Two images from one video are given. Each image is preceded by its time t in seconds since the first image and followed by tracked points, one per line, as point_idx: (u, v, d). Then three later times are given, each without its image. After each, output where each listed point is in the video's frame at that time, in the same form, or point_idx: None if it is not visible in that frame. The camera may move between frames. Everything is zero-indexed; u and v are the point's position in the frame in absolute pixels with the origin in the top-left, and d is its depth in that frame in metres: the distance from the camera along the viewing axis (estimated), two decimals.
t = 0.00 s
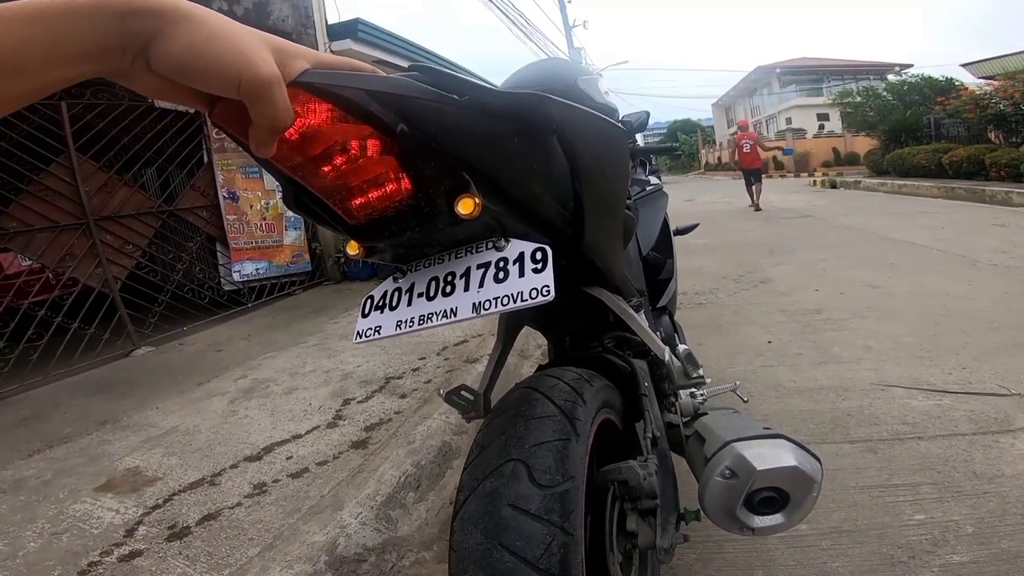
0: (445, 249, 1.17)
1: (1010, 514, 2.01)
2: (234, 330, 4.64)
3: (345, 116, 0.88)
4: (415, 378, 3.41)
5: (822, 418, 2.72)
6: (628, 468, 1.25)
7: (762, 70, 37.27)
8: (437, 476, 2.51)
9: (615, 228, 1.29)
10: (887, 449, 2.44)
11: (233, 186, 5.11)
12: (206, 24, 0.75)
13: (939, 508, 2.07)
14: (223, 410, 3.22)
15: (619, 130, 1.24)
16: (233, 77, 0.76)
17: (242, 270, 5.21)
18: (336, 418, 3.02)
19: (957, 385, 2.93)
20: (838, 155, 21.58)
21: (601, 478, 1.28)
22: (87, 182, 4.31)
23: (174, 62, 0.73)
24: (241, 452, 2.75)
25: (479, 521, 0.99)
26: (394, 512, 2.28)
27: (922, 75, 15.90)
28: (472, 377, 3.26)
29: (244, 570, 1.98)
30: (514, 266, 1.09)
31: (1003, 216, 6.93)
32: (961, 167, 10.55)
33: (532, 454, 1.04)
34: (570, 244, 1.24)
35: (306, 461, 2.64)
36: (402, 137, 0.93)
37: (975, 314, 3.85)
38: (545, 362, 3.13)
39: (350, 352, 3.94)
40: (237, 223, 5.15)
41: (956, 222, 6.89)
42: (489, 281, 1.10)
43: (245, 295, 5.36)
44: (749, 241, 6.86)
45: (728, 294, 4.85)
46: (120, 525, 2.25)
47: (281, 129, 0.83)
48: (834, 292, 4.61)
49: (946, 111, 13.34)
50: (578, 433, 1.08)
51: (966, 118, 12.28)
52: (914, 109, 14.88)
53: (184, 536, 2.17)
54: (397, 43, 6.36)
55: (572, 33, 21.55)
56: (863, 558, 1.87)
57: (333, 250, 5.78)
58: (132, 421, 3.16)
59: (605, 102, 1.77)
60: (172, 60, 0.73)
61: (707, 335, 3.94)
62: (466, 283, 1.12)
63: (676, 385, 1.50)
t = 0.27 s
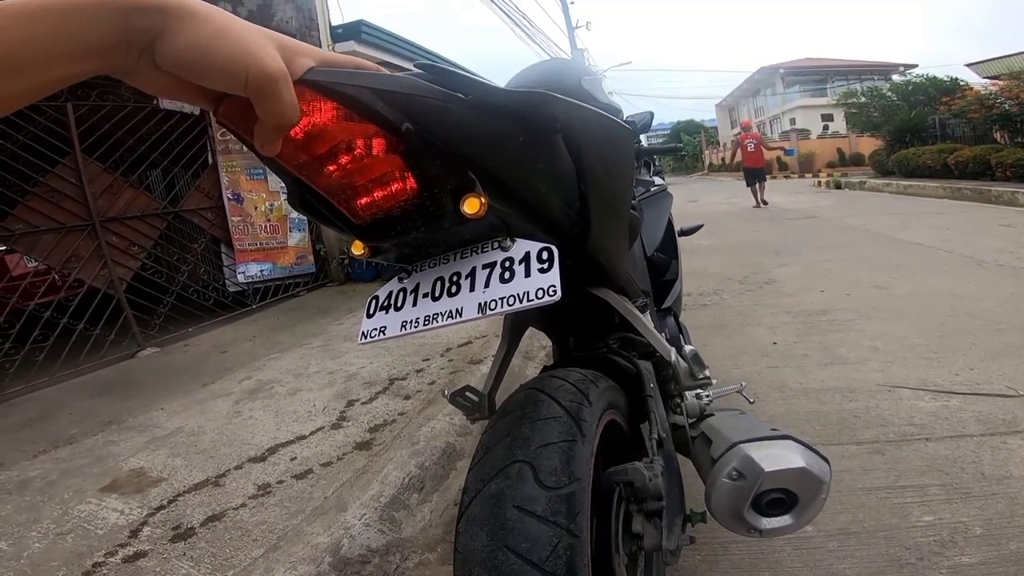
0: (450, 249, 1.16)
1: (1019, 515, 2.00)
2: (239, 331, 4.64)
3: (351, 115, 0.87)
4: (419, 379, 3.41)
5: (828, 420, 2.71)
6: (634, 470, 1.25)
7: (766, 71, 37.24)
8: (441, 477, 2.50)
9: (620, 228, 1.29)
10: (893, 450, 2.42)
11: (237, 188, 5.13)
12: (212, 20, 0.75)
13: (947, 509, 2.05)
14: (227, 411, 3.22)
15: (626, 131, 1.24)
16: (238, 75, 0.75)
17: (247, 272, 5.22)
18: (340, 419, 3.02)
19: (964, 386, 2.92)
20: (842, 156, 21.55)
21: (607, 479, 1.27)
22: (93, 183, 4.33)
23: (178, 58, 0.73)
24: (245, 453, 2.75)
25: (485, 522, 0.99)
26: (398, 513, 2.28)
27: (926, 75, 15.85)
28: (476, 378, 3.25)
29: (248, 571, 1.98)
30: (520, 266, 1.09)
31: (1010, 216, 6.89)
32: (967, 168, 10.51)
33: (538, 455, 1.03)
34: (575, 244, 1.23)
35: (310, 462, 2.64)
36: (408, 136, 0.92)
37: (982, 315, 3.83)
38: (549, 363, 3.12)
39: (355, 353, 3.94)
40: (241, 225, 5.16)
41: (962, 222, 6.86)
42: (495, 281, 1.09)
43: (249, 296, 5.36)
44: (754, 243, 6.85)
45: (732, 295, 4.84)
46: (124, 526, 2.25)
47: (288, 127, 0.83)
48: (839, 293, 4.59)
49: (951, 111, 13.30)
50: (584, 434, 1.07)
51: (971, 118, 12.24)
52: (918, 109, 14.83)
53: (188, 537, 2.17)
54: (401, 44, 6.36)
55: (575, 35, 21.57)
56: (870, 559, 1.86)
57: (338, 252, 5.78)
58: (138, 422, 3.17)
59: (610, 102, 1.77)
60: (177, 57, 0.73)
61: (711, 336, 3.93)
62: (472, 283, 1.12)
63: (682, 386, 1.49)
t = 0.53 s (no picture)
0: (452, 251, 1.16)
1: (1021, 517, 1.99)
2: (240, 332, 4.64)
3: (355, 116, 0.87)
4: (420, 381, 3.41)
5: (830, 422, 2.71)
6: (636, 472, 1.25)
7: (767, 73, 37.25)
8: (441, 478, 2.50)
9: (623, 230, 1.29)
10: (895, 453, 2.42)
11: (239, 189, 5.12)
12: (216, 23, 0.75)
13: (948, 511, 2.05)
14: (228, 412, 3.22)
15: (628, 133, 1.24)
16: (247, 78, 0.76)
17: (248, 273, 5.22)
18: (341, 420, 3.02)
19: (966, 389, 2.91)
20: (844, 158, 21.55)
21: (608, 481, 1.27)
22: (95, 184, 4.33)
23: (188, 63, 0.74)
24: (246, 454, 2.75)
25: (487, 524, 0.99)
26: (399, 514, 2.28)
27: (928, 78, 15.85)
28: (477, 379, 3.25)
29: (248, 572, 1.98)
30: (523, 268, 1.09)
31: (1011, 219, 6.89)
32: (968, 170, 10.51)
33: (540, 457, 1.03)
34: (577, 246, 1.23)
35: (311, 463, 2.64)
36: (412, 138, 0.92)
37: (984, 317, 3.83)
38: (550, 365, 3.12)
39: (356, 354, 3.94)
40: (243, 226, 5.16)
41: (964, 224, 6.85)
42: (498, 283, 1.10)
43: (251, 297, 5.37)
44: (755, 245, 6.85)
45: (733, 298, 4.84)
46: (125, 526, 2.25)
47: (295, 129, 0.83)
48: (841, 296, 4.59)
49: (953, 113, 13.29)
50: (586, 436, 1.07)
51: (973, 120, 12.23)
52: (920, 111, 14.82)
53: (189, 538, 2.17)
54: (403, 46, 6.37)
55: (576, 37, 21.60)
56: (871, 562, 1.86)
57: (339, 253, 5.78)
58: (139, 423, 3.17)
59: (612, 105, 1.78)
60: (186, 61, 0.73)
61: (713, 339, 3.93)
62: (475, 284, 1.12)
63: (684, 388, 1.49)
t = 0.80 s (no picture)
0: (456, 252, 1.16)
1: (1022, 521, 1.99)
2: (240, 333, 4.64)
3: (362, 115, 0.88)
4: (420, 383, 3.41)
5: (830, 425, 2.71)
6: (638, 473, 1.24)
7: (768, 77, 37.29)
8: (441, 480, 2.50)
9: (626, 231, 1.29)
10: (896, 456, 2.42)
11: (241, 190, 5.12)
12: (228, 21, 0.75)
13: (949, 514, 2.05)
14: (228, 413, 3.22)
15: (632, 135, 1.24)
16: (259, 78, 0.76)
17: (249, 274, 5.21)
18: (341, 422, 3.02)
19: (967, 392, 2.91)
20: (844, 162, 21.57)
21: (610, 483, 1.27)
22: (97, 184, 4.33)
23: (197, 63, 0.74)
24: (245, 455, 2.75)
25: (490, 525, 0.98)
26: (398, 515, 2.27)
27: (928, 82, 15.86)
28: (477, 381, 3.25)
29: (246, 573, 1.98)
30: (528, 269, 1.09)
31: (1013, 223, 6.89)
32: (969, 174, 10.51)
33: (543, 458, 1.03)
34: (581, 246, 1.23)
35: (311, 465, 2.64)
36: (418, 137, 0.93)
37: (985, 321, 3.82)
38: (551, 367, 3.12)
39: (356, 356, 3.93)
40: (244, 227, 5.16)
41: (965, 228, 6.85)
42: (502, 283, 1.09)
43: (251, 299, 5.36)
44: (756, 248, 6.85)
45: (734, 301, 4.84)
46: (123, 527, 2.25)
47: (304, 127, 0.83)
48: (841, 300, 4.59)
49: (953, 117, 13.30)
50: (589, 437, 1.07)
51: (974, 124, 12.24)
52: (920, 115, 14.83)
53: (187, 538, 2.17)
54: (404, 48, 6.38)
55: (577, 40, 21.63)
56: (872, 565, 1.85)
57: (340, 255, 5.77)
58: (138, 423, 3.17)
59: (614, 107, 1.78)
60: (196, 61, 0.73)
61: (714, 342, 3.92)
62: (479, 285, 1.12)
63: (687, 390, 1.49)
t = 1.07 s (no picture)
0: (458, 260, 1.16)
1: (1020, 526, 1.99)
2: (237, 335, 4.63)
3: (363, 122, 0.87)
4: (418, 386, 3.40)
5: (829, 429, 2.71)
6: (638, 481, 1.24)
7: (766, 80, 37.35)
8: (439, 484, 2.50)
9: (628, 237, 1.28)
10: (895, 460, 2.42)
11: (239, 192, 5.11)
12: (232, 29, 0.75)
13: (948, 519, 2.04)
14: (225, 416, 3.21)
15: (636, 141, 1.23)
16: (259, 85, 0.75)
17: (247, 276, 5.20)
18: (339, 425, 3.01)
19: (966, 397, 2.91)
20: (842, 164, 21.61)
21: (611, 491, 1.26)
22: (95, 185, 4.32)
23: (199, 69, 0.73)
24: (243, 458, 2.74)
25: (491, 535, 0.98)
26: (396, 520, 2.27)
27: (926, 85, 15.90)
28: (475, 385, 3.24)
29: None
30: (530, 278, 1.08)
31: (1011, 227, 6.90)
32: (966, 177, 10.53)
33: (544, 468, 1.02)
34: (583, 252, 1.22)
35: (308, 468, 2.63)
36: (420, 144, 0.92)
37: (983, 325, 3.83)
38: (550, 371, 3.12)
39: (354, 358, 3.93)
40: (242, 229, 5.15)
41: (963, 232, 6.87)
42: (504, 293, 1.09)
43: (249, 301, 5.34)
44: (754, 251, 6.85)
45: (732, 304, 4.84)
46: (119, 530, 2.23)
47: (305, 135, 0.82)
48: (840, 303, 4.59)
49: (951, 120, 13.33)
50: (591, 446, 1.06)
51: (971, 128, 12.27)
52: (918, 118, 14.85)
53: (184, 542, 2.16)
54: (404, 50, 6.38)
55: (575, 42, 21.64)
56: (871, 569, 1.85)
57: (338, 257, 5.75)
58: (135, 426, 3.15)
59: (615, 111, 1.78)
60: (197, 67, 0.73)
61: (713, 345, 3.92)
62: (481, 294, 1.11)
63: (688, 397, 1.49)
